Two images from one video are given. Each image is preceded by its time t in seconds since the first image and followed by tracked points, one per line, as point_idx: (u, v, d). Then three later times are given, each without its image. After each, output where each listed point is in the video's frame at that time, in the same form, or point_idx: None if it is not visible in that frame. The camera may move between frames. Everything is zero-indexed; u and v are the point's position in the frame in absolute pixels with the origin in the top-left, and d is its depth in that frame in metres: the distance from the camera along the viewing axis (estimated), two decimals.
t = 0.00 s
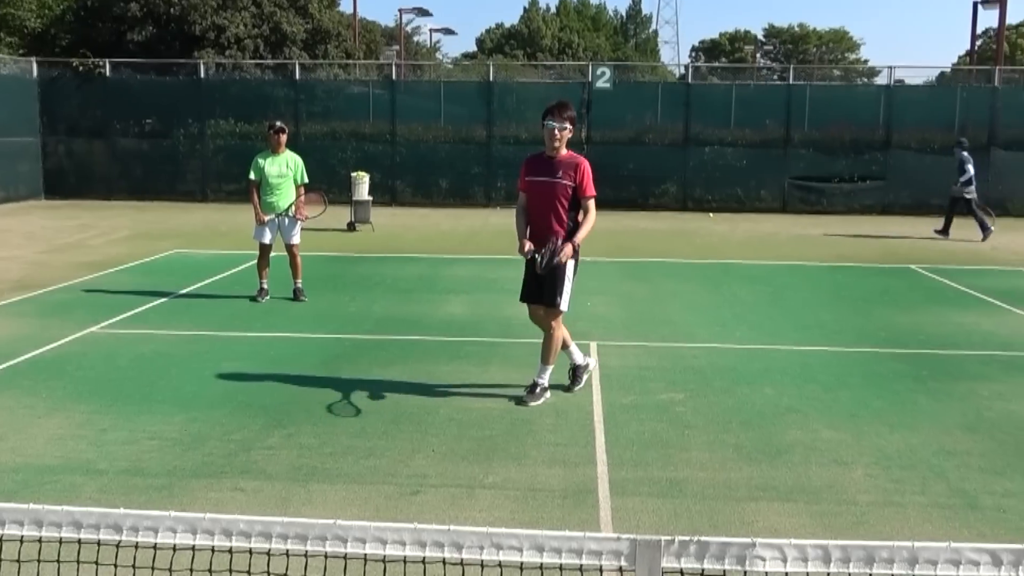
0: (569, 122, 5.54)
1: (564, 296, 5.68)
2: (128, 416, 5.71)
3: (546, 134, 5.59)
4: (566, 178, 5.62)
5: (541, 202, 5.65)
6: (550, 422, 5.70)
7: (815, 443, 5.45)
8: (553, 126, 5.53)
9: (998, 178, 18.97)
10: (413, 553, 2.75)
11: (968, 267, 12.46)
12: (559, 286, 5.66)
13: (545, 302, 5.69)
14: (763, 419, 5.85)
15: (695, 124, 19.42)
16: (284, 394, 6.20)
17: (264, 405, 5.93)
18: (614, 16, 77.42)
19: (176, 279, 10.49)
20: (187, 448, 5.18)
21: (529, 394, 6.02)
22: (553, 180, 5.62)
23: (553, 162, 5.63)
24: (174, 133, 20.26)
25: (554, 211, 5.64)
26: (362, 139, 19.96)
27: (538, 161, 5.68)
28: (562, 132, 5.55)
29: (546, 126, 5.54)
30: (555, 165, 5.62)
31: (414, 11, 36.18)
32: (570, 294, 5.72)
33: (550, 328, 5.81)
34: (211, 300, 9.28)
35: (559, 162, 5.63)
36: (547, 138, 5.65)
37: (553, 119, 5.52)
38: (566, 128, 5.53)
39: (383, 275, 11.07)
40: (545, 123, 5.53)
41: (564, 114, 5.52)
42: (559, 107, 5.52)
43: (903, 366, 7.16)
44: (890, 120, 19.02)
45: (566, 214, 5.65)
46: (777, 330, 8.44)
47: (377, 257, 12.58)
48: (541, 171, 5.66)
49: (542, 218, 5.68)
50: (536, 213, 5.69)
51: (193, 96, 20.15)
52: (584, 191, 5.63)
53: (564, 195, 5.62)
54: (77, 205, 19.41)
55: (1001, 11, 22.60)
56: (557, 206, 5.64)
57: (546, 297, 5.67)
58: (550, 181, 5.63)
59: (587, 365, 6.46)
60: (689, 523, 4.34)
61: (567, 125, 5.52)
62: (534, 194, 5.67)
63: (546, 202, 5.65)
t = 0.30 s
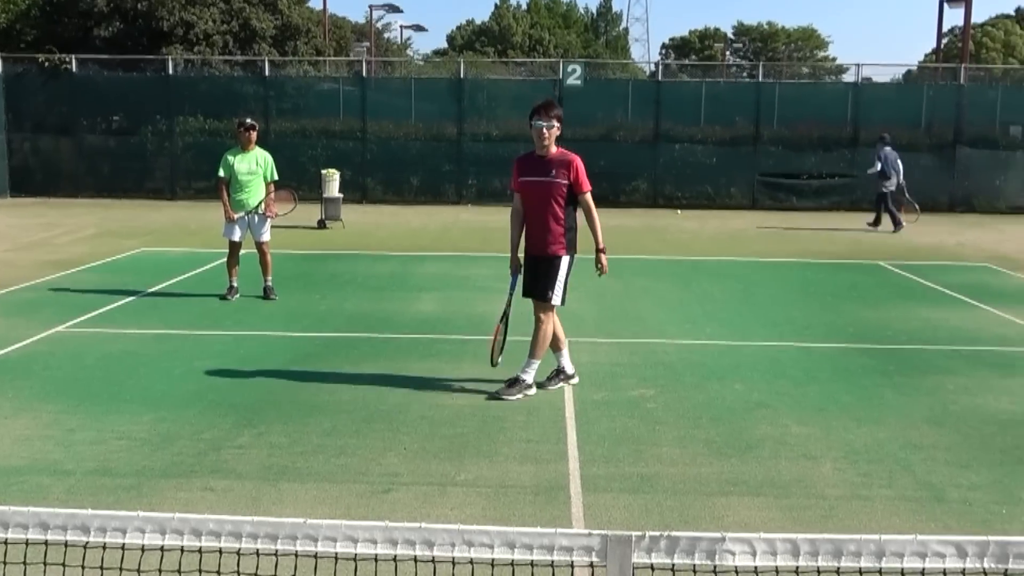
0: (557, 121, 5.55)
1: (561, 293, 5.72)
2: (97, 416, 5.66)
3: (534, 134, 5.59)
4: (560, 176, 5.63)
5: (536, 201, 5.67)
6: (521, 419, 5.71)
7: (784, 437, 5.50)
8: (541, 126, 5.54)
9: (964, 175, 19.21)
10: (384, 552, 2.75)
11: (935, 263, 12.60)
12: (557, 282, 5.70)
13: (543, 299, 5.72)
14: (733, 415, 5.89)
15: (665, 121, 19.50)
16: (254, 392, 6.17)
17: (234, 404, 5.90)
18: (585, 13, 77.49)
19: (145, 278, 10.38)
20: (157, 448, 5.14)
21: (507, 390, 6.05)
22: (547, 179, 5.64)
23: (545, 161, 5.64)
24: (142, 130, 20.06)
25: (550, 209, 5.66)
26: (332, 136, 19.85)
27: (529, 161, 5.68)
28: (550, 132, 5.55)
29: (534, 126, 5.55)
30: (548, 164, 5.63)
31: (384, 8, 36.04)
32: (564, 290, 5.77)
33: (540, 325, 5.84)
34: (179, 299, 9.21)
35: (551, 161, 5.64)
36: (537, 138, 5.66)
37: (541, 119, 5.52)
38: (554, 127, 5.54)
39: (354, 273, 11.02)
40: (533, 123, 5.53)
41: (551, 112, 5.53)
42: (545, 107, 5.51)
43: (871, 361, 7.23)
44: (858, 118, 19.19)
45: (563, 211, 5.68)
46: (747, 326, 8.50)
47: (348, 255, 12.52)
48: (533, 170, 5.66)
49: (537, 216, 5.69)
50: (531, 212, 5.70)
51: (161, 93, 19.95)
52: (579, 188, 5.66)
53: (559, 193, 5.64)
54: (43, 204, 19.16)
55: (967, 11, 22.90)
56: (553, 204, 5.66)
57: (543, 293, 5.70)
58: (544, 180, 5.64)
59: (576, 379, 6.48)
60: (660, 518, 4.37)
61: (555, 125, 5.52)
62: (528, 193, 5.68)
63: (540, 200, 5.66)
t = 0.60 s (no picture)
0: (523, 117, 5.56)
1: (543, 285, 5.74)
2: (41, 420, 5.55)
3: (500, 132, 5.58)
4: (532, 171, 5.65)
5: (509, 198, 5.68)
6: (474, 418, 5.72)
7: (735, 432, 5.58)
8: (507, 124, 5.53)
9: (907, 172, 19.60)
10: (336, 552, 2.74)
11: (879, 259, 12.85)
12: (538, 274, 5.72)
13: (526, 293, 5.73)
14: (684, 411, 5.96)
15: (616, 119, 19.63)
16: (204, 393, 6.10)
17: (183, 406, 5.83)
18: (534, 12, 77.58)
19: (90, 279, 10.20)
20: (104, 451, 5.07)
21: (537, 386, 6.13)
22: (519, 175, 5.65)
23: (514, 157, 5.65)
24: (86, 128, 19.68)
25: (524, 204, 5.68)
26: (281, 134, 19.67)
27: (497, 158, 5.68)
28: (517, 129, 5.55)
29: (500, 125, 5.53)
30: (518, 160, 5.65)
31: (333, 5, 35.74)
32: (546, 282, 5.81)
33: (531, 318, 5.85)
34: (126, 300, 9.06)
35: (521, 157, 5.66)
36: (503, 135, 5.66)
37: (506, 118, 5.51)
38: (521, 123, 5.54)
39: (305, 272, 10.94)
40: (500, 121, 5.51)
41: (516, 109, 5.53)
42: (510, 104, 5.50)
43: (819, 356, 7.35)
44: (804, 115, 19.49)
45: (537, 205, 5.70)
46: (696, 322, 8.59)
47: (298, 254, 12.42)
48: (503, 169, 5.66)
49: (511, 212, 5.70)
50: (505, 210, 5.70)
51: (106, 91, 19.61)
52: (550, 181, 5.69)
53: (532, 188, 5.66)
54: None
55: (909, 11, 23.35)
56: (527, 200, 5.67)
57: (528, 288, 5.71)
58: (515, 176, 5.65)
59: (529, 378, 6.49)
60: (613, 514, 4.41)
61: (522, 121, 5.53)
62: (501, 191, 5.68)
63: (514, 195, 5.67)
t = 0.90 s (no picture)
0: (511, 117, 5.54)
1: (531, 285, 5.74)
2: None
3: (489, 131, 5.58)
4: (518, 171, 5.64)
5: (496, 198, 5.68)
6: (439, 417, 5.72)
7: (698, 429, 5.62)
8: (496, 123, 5.53)
9: (867, 170, 19.84)
10: (301, 552, 2.73)
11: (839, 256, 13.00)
12: (525, 275, 5.71)
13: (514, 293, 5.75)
14: (648, 408, 5.99)
15: (579, 118, 19.67)
16: (167, 395, 6.04)
17: (145, 408, 5.77)
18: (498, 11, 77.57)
19: (49, 280, 10.06)
20: (65, 454, 5.01)
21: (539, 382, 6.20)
22: (506, 176, 5.64)
23: (502, 157, 5.65)
24: (44, 127, 19.39)
25: (510, 204, 5.67)
26: (243, 133, 19.51)
27: (485, 158, 5.68)
28: (504, 128, 5.54)
29: (488, 124, 5.53)
30: (505, 160, 5.64)
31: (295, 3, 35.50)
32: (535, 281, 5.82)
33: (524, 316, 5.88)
34: (86, 301, 8.94)
35: (508, 156, 5.65)
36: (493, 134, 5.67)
37: (495, 117, 5.50)
38: (509, 123, 5.53)
39: (268, 272, 10.86)
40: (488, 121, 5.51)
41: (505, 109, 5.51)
42: (498, 104, 5.50)
43: (781, 353, 7.43)
44: (766, 114, 19.67)
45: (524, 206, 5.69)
46: (661, 320, 8.64)
47: (262, 254, 12.33)
48: (490, 168, 5.67)
49: (498, 212, 5.70)
50: (491, 210, 5.70)
51: (64, 89, 19.33)
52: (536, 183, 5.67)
53: (517, 188, 5.65)
54: None
55: (868, 11, 23.68)
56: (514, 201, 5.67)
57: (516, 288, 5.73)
58: (501, 176, 5.65)
59: (494, 379, 6.49)
60: (578, 511, 4.44)
61: (510, 121, 5.51)
62: (488, 190, 5.68)
63: (501, 196, 5.67)
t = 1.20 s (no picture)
0: (501, 116, 5.57)
1: (520, 284, 5.78)
2: None
3: (479, 131, 5.59)
4: (508, 172, 5.66)
5: (485, 198, 5.69)
6: (409, 417, 5.72)
7: (668, 428, 5.67)
8: (486, 122, 5.54)
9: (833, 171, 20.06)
10: (273, 552, 2.73)
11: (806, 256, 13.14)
12: (516, 274, 5.76)
13: (504, 292, 5.77)
14: (618, 407, 6.03)
15: (548, 118, 19.76)
16: (135, 396, 5.99)
17: (112, 410, 5.72)
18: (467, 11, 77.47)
19: (13, 281, 9.93)
20: (31, 457, 4.95)
21: (508, 381, 6.21)
22: (496, 176, 5.66)
23: (492, 157, 5.66)
24: (7, 126, 19.11)
25: (503, 202, 5.69)
26: (210, 133, 19.36)
27: (473, 157, 5.68)
28: (495, 127, 5.56)
29: (479, 123, 5.54)
30: (496, 160, 5.65)
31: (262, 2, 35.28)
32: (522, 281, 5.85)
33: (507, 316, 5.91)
34: (51, 302, 8.84)
35: (498, 157, 5.66)
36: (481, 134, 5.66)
37: (485, 116, 5.52)
38: (499, 122, 5.55)
39: (237, 273, 10.79)
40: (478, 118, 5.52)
41: (495, 109, 5.53)
42: (489, 103, 5.51)
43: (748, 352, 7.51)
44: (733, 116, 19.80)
45: (514, 206, 5.72)
46: (630, 319, 8.69)
47: (231, 254, 12.24)
48: (479, 168, 5.66)
49: (490, 211, 5.71)
50: (481, 209, 5.71)
51: (27, 88, 19.06)
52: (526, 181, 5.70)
53: (509, 187, 5.68)
54: None
55: (834, 13, 23.95)
56: (504, 200, 5.69)
57: (506, 287, 5.75)
58: (493, 175, 5.66)
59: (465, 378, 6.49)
60: (549, 510, 4.46)
61: (500, 120, 5.53)
62: (477, 190, 5.68)
63: (491, 196, 5.68)
